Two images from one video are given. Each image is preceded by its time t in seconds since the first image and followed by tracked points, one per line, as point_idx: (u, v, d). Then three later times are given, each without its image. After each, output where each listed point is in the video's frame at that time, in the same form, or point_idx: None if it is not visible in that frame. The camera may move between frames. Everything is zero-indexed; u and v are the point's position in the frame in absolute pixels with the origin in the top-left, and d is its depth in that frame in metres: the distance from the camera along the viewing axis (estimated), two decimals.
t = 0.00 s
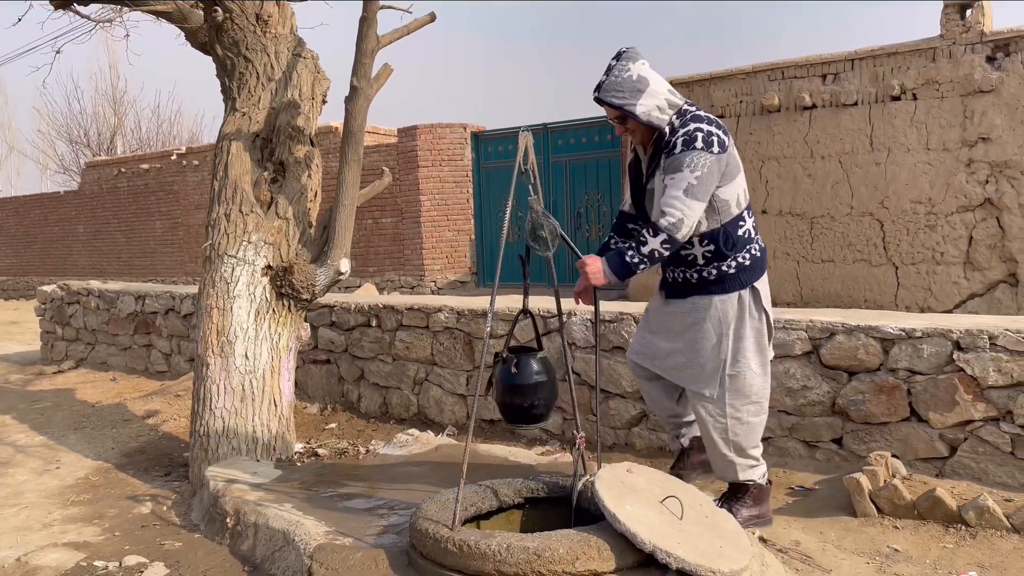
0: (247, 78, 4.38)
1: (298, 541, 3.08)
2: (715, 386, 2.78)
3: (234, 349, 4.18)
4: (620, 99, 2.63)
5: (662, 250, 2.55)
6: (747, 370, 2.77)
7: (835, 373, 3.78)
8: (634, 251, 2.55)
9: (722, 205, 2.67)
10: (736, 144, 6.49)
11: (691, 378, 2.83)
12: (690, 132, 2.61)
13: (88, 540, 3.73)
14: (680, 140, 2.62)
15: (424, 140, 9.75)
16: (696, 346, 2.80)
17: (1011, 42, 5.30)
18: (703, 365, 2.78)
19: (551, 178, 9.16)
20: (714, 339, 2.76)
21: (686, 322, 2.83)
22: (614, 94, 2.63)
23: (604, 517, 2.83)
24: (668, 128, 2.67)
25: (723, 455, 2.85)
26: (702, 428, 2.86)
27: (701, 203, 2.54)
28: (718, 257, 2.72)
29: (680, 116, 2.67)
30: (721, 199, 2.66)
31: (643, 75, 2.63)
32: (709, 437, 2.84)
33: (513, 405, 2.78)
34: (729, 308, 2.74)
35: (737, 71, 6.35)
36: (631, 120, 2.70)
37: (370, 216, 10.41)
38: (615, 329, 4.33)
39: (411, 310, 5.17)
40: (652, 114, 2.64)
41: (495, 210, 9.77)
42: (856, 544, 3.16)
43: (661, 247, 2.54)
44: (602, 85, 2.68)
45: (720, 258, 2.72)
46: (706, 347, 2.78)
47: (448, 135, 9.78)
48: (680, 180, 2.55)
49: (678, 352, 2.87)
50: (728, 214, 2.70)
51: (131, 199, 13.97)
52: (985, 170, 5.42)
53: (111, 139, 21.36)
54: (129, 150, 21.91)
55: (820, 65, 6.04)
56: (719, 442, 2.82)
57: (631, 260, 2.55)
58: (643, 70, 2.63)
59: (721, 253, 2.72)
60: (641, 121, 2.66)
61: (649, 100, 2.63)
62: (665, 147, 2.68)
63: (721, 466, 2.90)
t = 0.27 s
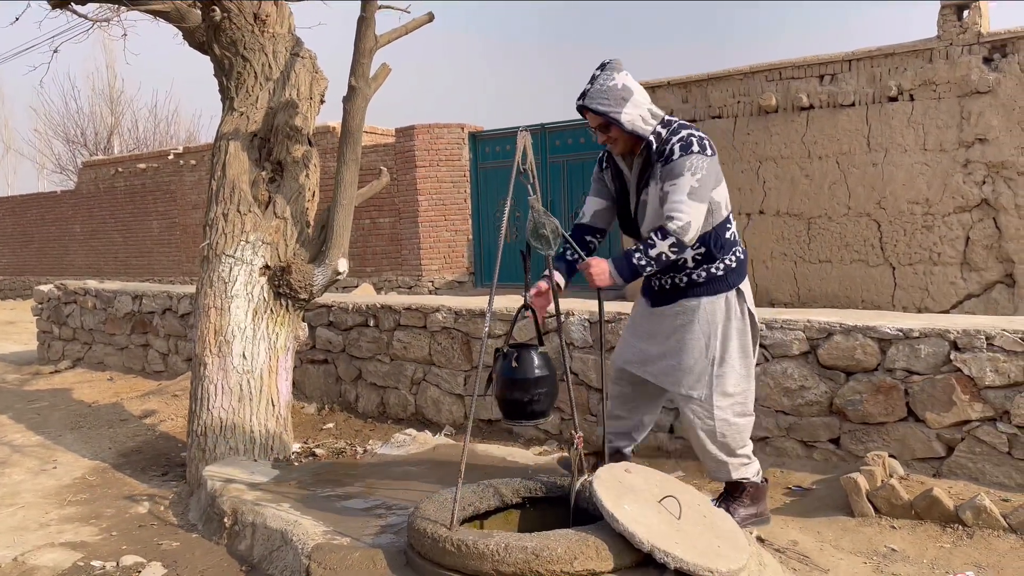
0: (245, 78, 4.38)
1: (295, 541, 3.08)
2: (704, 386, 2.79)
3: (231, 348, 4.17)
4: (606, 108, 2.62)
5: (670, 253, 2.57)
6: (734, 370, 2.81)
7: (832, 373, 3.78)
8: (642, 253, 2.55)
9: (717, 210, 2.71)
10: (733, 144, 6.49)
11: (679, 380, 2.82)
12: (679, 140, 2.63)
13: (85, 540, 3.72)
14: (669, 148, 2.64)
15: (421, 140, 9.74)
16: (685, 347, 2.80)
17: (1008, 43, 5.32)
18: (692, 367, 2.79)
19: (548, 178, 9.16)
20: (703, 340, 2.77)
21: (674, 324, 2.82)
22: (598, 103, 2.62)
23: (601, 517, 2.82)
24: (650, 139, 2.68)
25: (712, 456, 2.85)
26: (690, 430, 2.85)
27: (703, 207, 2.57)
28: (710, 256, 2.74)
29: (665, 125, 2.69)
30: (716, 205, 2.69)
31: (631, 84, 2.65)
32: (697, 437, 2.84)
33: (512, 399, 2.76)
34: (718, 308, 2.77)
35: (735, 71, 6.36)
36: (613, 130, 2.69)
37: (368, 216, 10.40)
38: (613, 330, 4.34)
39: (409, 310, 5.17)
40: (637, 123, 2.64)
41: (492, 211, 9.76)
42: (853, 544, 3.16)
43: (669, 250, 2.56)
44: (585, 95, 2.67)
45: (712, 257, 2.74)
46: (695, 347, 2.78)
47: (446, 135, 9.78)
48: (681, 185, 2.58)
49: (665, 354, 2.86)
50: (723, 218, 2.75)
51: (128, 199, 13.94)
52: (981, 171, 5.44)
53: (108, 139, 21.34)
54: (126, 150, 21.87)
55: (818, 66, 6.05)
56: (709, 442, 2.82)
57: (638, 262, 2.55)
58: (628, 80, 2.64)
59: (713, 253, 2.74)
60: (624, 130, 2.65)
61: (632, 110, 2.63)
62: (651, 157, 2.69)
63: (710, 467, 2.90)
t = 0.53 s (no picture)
0: (244, 78, 4.38)
1: (295, 541, 3.08)
2: (704, 368, 2.91)
3: (230, 348, 4.17)
4: (570, 113, 2.66)
5: (663, 241, 2.66)
6: (723, 351, 2.95)
7: (831, 374, 3.79)
8: (639, 245, 2.63)
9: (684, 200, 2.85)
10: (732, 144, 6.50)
11: (680, 366, 2.90)
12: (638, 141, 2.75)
13: (84, 540, 3.71)
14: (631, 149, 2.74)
15: (420, 140, 9.74)
16: (682, 332, 2.89)
17: (1006, 43, 5.33)
18: (693, 350, 2.89)
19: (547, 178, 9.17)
20: (698, 324, 2.89)
21: (667, 314, 2.90)
22: (561, 109, 2.65)
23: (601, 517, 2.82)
24: (609, 143, 2.76)
25: (716, 437, 2.96)
26: (696, 413, 2.94)
27: (679, 196, 2.71)
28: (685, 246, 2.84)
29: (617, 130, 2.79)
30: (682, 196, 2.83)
31: (585, 93, 2.72)
32: (703, 419, 2.94)
33: (526, 400, 2.75)
34: (704, 292, 2.92)
35: (733, 72, 6.37)
36: (573, 139, 2.74)
37: (366, 215, 10.40)
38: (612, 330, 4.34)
39: (408, 310, 5.16)
40: (598, 127, 2.72)
41: (490, 211, 9.75)
42: (852, 544, 3.17)
43: (662, 238, 2.66)
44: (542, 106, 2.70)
45: (686, 246, 2.85)
46: (692, 331, 2.89)
47: (444, 135, 9.78)
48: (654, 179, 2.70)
49: (659, 346, 2.93)
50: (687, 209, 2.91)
51: (126, 198, 13.92)
52: (979, 172, 5.45)
53: (105, 138, 21.32)
54: (124, 150, 21.84)
55: (816, 66, 6.06)
56: (716, 421, 2.93)
57: (636, 254, 2.62)
58: (581, 87, 2.71)
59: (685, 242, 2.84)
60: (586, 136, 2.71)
61: (591, 115, 2.70)
62: (614, 161, 2.77)
63: (713, 449, 2.99)
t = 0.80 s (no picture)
0: (244, 76, 4.38)
1: (295, 539, 3.08)
2: (679, 353, 3.01)
3: (230, 346, 4.17)
4: (547, 107, 2.73)
5: (649, 228, 2.74)
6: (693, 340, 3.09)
7: (829, 373, 3.79)
8: (628, 233, 2.68)
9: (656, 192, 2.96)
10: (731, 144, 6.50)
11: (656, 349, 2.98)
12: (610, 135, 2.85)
13: (83, 538, 3.71)
14: (605, 144, 2.83)
15: (419, 139, 9.74)
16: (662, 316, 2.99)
17: (1006, 44, 5.34)
18: (671, 333, 2.99)
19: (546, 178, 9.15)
20: (676, 309, 3.00)
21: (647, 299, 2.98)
22: (539, 103, 2.72)
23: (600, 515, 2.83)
24: (582, 138, 2.84)
25: (682, 421, 3.04)
26: (667, 396, 3.01)
27: (654, 183, 2.80)
28: (661, 234, 3.00)
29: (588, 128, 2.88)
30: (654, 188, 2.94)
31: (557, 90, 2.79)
32: (674, 402, 3.02)
33: (540, 396, 2.74)
34: (682, 281, 3.05)
35: (733, 71, 6.38)
36: (550, 136, 2.80)
37: (366, 214, 10.40)
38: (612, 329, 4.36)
39: (407, 308, 5.16)
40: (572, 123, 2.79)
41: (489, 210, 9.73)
42: (851, 543, 3.17)
43: (648, 225, 2.72)
44: (518, 105, 2.76)
45: (663, 235, 3.00)
46: (672, 315, 3.00)
47: (444, 134, 9.78)
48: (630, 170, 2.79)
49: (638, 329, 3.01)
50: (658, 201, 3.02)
51: (125, 197, 13.91)
52: (978, 172, 5.45)
53: (105, 137, 21.31)
54: (123, 148, 21.82)
55: (815, 66, 6.07)
56: (683, 405, 3.01)
57: (629, 243, 2.67)
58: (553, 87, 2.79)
59: (661, 231, 3.00)
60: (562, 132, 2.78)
61: (565, 112, 2.77)
62: (589, 156, 2.85)
63: (673, 435, 3.04)
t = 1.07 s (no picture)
0: (245, 75, 4.38)
1: (296, 537, 3.09)
2: (668, 359, 3.03)
3: (231, 345, 4.18)
4: (554, 103, 2.75)
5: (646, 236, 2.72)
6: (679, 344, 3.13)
7: (830, 372, 3.80)
8: (626, 240, 2.67)
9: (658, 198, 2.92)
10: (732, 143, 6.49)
11: (648, 352, 3.00)
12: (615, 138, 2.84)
13: (85, 536, 3.72)
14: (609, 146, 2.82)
15: (420, 138, 9.74)
16: (659, 321, 3.01)
17: (1007, 43, 5.34)
18: (667, 338, 3.01)
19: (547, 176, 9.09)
20: (673, 315, 3.03)
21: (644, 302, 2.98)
22: (547, 98, 2.74)
23: (601, 514, 2.84)
24: (588, 139, 2.84)
25: (662, 424, 3.08)
26: (656, 400, 3.04)
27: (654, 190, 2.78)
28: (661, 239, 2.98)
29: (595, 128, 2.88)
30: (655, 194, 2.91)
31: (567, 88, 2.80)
32: (660, 406, 3.05)
33: (539, 387, 2.73)
34: (678, 287, 3.08)
35: (734, 70, 6.39)
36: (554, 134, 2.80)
37: (366, 213, 10.41)
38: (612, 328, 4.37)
39: (408, 307, 5.17)
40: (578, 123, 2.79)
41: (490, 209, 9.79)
42: (851, 542, 3.18)
43: (645, 232, 2.71)
44: (526, 99, 2.78)
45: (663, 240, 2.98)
46: (668, 321, 3.02)
47: (445, 133, 9.78)
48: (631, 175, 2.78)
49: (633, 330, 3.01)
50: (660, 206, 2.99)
51: (126, 195, 13.91)
52: (979, 171, 5.46)
53: (106, 135, 21.33)
54: (124, 146, 21.83)
55: (816, 65, 6.07)
56: (662, 409, 3.05)
57: (625, 249, 2.66)
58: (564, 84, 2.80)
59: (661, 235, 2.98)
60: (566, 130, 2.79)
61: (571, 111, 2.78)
62: (592, 157, 2.85)
63: (648, 437, 3.08)
